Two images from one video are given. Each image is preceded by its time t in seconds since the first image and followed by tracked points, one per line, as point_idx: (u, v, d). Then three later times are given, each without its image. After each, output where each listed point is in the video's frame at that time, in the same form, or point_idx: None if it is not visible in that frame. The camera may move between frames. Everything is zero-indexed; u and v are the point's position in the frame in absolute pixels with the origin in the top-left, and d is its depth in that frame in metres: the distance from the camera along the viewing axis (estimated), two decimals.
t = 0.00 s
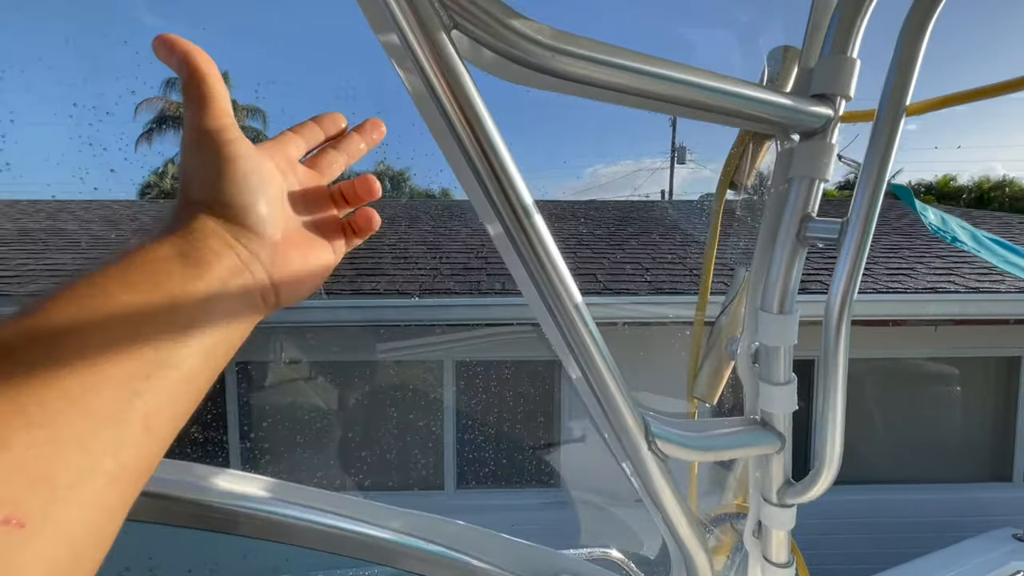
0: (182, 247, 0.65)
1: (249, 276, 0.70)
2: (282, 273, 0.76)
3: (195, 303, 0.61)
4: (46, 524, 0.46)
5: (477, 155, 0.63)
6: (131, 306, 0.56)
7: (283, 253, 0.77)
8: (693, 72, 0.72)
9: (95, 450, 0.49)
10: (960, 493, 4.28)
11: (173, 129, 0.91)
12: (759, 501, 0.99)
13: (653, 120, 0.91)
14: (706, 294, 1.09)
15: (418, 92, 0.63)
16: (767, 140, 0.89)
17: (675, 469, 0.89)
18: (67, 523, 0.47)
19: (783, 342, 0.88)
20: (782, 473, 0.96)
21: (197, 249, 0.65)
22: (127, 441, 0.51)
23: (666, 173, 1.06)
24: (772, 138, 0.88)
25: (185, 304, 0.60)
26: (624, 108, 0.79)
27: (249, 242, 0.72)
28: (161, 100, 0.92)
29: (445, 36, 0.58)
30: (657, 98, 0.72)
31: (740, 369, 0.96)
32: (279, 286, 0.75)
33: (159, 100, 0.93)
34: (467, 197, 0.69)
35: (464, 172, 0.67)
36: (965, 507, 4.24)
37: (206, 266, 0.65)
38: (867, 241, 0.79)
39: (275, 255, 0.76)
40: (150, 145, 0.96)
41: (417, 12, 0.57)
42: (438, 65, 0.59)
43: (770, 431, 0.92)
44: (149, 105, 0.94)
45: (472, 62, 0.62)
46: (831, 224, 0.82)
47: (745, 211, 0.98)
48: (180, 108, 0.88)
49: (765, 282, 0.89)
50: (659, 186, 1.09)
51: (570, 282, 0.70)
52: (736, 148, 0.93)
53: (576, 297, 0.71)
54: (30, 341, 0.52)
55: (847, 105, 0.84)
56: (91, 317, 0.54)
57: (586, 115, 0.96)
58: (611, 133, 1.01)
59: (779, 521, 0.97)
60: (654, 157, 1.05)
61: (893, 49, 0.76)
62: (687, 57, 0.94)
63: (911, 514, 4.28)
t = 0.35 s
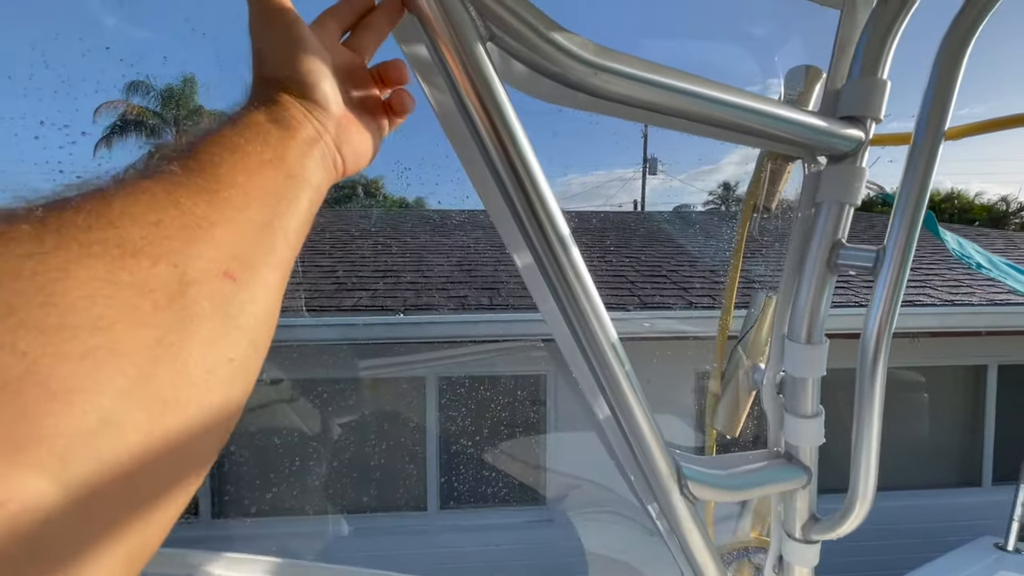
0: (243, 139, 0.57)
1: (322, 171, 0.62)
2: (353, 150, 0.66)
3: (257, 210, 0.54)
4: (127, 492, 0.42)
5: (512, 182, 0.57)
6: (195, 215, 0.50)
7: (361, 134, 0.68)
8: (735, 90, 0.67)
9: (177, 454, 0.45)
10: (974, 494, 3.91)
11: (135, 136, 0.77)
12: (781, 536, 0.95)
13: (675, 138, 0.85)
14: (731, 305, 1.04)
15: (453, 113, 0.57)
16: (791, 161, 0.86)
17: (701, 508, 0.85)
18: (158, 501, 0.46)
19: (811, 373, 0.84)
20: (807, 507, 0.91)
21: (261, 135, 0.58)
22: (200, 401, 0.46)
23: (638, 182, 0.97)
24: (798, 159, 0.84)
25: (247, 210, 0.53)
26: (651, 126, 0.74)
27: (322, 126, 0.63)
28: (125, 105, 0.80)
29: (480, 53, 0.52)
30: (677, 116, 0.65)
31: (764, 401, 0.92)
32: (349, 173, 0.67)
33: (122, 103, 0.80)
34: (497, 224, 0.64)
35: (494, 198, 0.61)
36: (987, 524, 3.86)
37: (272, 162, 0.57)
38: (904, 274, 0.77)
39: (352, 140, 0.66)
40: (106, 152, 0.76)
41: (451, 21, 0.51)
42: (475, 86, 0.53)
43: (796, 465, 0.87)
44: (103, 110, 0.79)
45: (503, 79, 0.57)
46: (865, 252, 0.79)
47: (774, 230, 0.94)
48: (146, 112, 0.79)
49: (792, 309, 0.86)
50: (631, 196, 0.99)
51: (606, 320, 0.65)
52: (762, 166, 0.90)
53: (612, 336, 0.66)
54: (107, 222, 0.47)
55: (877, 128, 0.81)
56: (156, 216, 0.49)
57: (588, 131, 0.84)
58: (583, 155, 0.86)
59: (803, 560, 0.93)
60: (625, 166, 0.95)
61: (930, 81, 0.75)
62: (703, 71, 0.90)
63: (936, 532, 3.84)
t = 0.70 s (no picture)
0: (283, 230, 0.56)
1: (351, 249, 0.62)
2: (382, 220, 0.68)
3: (298, 306, 0.53)
4: (219, 504, 0.43)
5: (524, 189, 0.53)
6: (241, 317, 0.49)
7: (385, 203, 0.68)
8: (749, 92, 0.64)
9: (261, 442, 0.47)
10: (946, 495, 3.98)
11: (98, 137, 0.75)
12: (788, 553, 0.92)
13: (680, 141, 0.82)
14: (738, 313, 1.02)
15: (460, 114, 0.53)
16: (798, 166, 0.83)
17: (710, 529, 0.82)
18: None
19: (821, 387, 0.81)
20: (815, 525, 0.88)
21: (304, 223, 0.58)
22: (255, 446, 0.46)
23: (616, 189, 0.89)
24: (805, 165, 0.81)
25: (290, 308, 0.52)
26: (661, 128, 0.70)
27: (351, 204, 0.63)
28: (83, 104, 0.75)
29: (495, 43, 0.48)
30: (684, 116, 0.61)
31: (770, 414, 0.89)
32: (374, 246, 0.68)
33: (82, 102, 0.75)
34: (503, 232, 0.60)
35: (502, 208, 0.57)
36: (959, 524, 3.93)
37: (307, 254, 0.56)
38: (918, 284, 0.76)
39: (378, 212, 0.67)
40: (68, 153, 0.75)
41: (463, 9, 0.46)
42: (487, 85, 0.49)
43: (804, 481, 0.84)
44: (61, 110, 0.75)
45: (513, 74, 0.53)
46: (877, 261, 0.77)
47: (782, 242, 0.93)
48: (108, 113, 0.75)
49: (801, 318, 0.83)
50: (608, 205, 0.90)
51: (620, 335, 0.61)
52: (763, 177, 0.87)
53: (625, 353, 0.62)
54: (151, 352, 0.43)
55: (886, 134, 0.79)
56: (201, 334, 0.46)
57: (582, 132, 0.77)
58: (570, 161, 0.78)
59: None
60: (602, 173, 0.87)
61: (943, 87, 0.75)
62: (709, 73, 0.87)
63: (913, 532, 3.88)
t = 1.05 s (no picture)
0: (316, 319, 0.61)
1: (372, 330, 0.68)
2: (406, 293, 0.75)
3: (327, 397, 0.59)
4: None
5: (517, 186, 0.52)
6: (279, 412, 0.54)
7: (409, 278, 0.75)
8: (740, 88, 0.64)
9: (282, 529, 0.53)
10: (920, 491, 4.07)
11: (71, 136, 0.69)
12: (777, 553, 0.92)
13: (671, 141, 0.81)
14: (726, 314, 1.03)
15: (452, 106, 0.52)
16: (784, 166, 0.83)
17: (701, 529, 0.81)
18: None
19: (809, 385, 0.81)
20: (804, 524, 0.88)
21: (337, 309, 0.64)
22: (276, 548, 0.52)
23: (599, 191, 0.84)
24: (793, 164, 0.81)
25: (319, 399, 0.58)
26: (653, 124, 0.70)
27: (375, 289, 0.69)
28: (52, 102, 0.68)
29: (489, 32, 0.46)
30: (676, 110, 0.61)
31: (760, 414, 0.89)
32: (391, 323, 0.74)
33: (51, 101, 0.68)
34: (496, 229, 0.59)
35: (494, 206, 0.56)
36: (933, 518, 4.03)
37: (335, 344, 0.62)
38: (906, 279, 0.76)
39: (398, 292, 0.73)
40: (37, 151, 0.69)
41: None
42: (478, 74, 0.48)
43: (793, 479, 0.84)
44: (28, 108, 0.67)
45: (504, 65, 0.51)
46: (864, 260, 0.77)
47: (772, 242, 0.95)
48: (81, 113, 0.68)
49: (789, 318, 0.83)
50: (592, 206, 0.84)
51: (614, 335, 0.60)
52: (751, 177, 0.89)
53: (619, 353, 0.61)
54: (208, 455, 0.49)
55: (872, 133, 0.80)
56: (248, 433, 0.51)
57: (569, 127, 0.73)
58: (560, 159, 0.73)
59: None
60: (588, 173, 0.82)
61: (927, 85, 0.76)
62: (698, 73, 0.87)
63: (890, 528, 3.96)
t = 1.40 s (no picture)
0: (359, 419, 0.67)
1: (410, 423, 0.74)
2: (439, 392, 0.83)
3: (372, 479, 0.63)
4: None
5: (509, 177, 0.52)
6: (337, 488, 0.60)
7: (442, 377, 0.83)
8: (728, 81, 0.64)
9: None
10: (903, 486, 4.13)
11: (53, 133, 0.68)
12: (764, 545, 0.93)
13: (662, 136, 0.82)
14: (714, 312, 1.03)
15: (442, 97, 0.51)
16: (773, 161, 0.84)
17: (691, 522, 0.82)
18: None
19: (797, 379, 0.82)
20: (792, 516, 0.89)
21: (390, 404, 0.71)
22: None
23: (590, 191, 0.83)
24: (781, 159, 0.82)
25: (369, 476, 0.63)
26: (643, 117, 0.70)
27: (413, 382, 0.77)
28: (34, 98, 0.67)
29: (478, 20, 0.46)
30: (666, 103, 0.61)
31: (748, 407, 0.90)
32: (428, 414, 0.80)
33: (32, 96, 0.67)
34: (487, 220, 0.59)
35: (487, 199, 0.56)
36: (916, 513, 4.09)
37: (377, 428, 0.68)
38: (891, 273, 0.77)
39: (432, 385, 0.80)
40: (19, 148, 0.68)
41: None
42: (467, 62, 0.47)
43: (781, 472, 0.84)
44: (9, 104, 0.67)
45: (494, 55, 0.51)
46: (850, 254, 0.78)
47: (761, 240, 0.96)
48: (64, 109, 0.68)
49: (777, 311, 0.84)
50: (583, 206, 0.83)
51: (605, 327, 0.61)
52: (739, 173, 0.90)
53: (610, 345, 0.62)
54: (257, 554, 0.52)
55: (858, 128, 0.81)
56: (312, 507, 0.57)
57: (559, 123, 0.74)
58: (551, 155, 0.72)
59: (785, 567, 0.91)
60: (578, 173, 0.81)
61: (911, 82, 0.77)
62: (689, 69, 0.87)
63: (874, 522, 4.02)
